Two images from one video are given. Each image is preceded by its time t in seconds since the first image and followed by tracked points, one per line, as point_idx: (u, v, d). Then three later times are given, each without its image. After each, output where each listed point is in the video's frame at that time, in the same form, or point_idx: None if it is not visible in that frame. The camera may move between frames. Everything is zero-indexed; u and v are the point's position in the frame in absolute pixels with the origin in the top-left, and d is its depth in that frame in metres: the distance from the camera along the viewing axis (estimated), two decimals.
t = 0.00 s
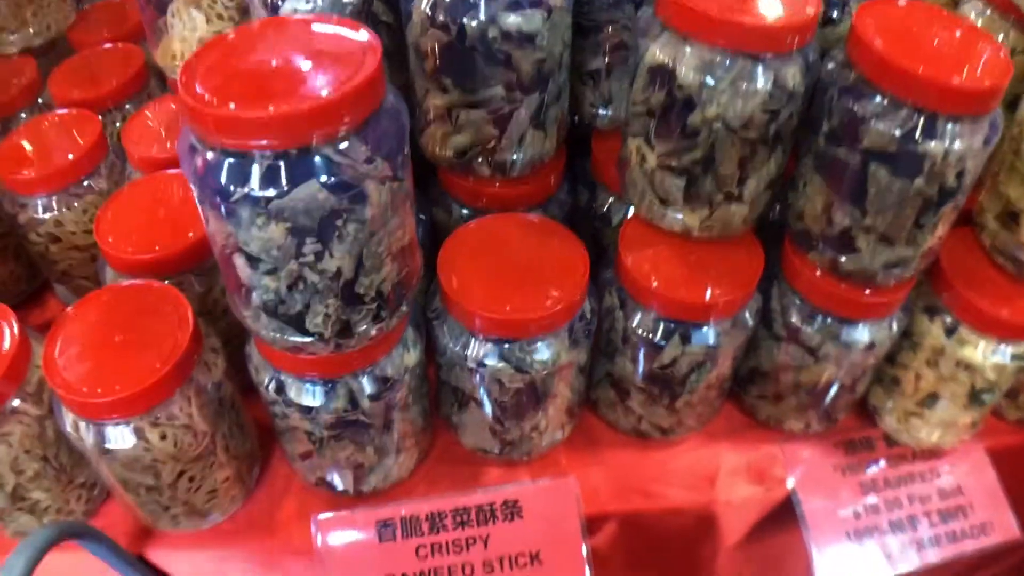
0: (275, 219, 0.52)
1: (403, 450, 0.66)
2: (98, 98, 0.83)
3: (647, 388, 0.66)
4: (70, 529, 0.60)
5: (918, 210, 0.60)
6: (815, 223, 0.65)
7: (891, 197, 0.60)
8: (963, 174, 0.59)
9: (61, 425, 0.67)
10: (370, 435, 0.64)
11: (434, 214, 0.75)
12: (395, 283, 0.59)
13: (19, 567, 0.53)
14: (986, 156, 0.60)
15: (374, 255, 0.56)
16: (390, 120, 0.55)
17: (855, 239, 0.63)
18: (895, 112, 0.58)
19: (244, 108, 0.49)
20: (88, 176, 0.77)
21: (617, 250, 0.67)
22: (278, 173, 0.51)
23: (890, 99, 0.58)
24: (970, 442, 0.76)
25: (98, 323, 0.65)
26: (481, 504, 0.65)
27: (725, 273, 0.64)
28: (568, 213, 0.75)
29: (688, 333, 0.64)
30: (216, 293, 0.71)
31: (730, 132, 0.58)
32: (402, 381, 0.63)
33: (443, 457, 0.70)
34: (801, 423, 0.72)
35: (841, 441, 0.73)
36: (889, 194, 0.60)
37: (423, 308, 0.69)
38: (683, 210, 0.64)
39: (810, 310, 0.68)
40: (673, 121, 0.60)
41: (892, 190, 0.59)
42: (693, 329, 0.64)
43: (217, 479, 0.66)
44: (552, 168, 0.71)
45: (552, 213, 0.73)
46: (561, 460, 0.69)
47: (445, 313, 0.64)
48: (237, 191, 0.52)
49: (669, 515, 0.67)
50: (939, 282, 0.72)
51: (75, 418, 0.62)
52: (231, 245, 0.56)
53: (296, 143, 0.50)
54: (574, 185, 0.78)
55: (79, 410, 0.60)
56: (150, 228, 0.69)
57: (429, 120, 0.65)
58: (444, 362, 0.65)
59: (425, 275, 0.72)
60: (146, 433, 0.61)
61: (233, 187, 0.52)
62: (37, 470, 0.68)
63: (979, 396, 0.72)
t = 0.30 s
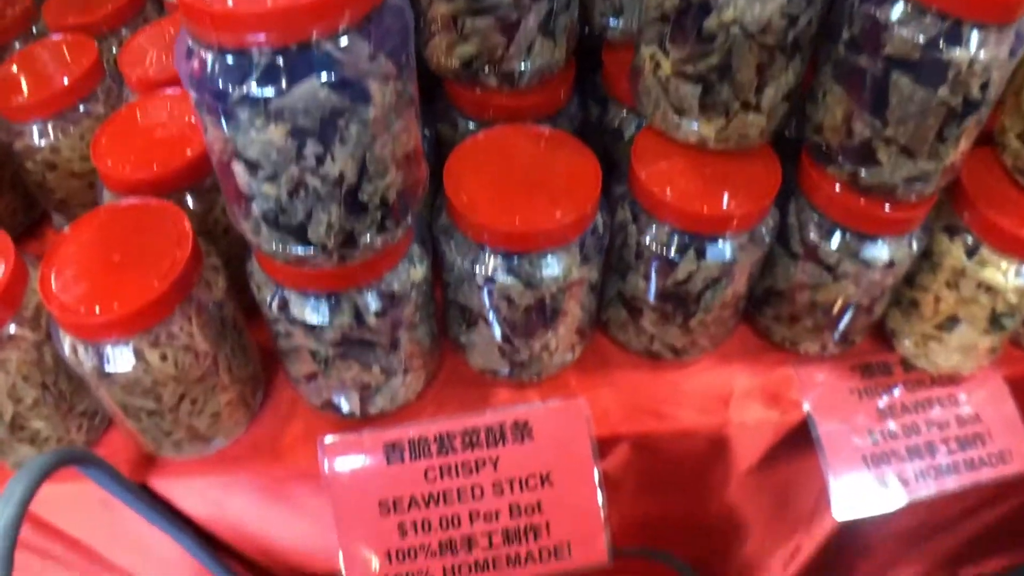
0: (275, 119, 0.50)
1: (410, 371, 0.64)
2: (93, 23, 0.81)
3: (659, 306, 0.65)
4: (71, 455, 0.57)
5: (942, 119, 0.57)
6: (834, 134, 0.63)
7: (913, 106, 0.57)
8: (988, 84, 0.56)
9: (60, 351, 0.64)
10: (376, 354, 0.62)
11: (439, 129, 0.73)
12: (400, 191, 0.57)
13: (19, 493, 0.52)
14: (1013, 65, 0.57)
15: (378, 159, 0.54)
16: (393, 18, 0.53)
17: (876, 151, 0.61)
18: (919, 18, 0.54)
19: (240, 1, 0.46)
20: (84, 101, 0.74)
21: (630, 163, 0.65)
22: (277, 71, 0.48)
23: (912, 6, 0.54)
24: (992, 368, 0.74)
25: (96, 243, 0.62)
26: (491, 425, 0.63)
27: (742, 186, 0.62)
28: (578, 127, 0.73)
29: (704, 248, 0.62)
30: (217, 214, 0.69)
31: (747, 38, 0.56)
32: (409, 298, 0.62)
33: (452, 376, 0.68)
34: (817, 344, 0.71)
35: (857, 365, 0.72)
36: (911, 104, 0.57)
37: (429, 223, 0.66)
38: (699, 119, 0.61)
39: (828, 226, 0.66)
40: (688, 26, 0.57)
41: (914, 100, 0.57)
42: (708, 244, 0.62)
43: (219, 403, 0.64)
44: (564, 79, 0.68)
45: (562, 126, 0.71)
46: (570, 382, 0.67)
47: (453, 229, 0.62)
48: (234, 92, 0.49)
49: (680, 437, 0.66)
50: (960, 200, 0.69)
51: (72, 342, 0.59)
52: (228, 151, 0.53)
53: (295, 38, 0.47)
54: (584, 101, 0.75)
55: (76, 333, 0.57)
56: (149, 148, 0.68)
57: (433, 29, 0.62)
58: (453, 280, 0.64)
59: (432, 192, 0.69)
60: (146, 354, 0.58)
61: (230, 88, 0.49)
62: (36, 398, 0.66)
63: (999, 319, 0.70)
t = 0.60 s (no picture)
0: (272, 52, 0.49)
1: (411, 310, 0.65)
2: None
3: (660, 245, 0.65)
4: (77, 393, 0.57)
5: (944, 56, 0.57)
6: (836, 71, 0.62)
7: (916, 42, 0.56)
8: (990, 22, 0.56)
9: (61, 290, 0.65)
10: (377, 292, 0.62)
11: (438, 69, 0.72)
12: (399, 126, 0.56)
13: (21, 431, 0.52)
14: None
15: (377, 93, 0.53)
16: None
17: (878, 88, 0.60)
18: None
19: None
20: (83, 43, 0.74)
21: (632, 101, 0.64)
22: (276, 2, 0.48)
23: None
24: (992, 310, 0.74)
25: (97, 183, 0.62)
26: (491, 364, 0.63)
27: (744, 123, 0.61)
28: (580, 64, 0.73)
29: (704, 185, 0.62)
30: (217, 154, 0.69)
31: None
32: (408, 235, 0.62)
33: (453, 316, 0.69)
34: (817, 285, 0.71)
35: (858, 306, 0.72)
36: (912, 40, 0.56)
37: (429, 162, 0.66)
38: (700, 56, 0.61)
39: (829, 164, 0.66)
40: None
41: (915, 36, 0.56)
42: (708, 181, 0.62)
43: (221, 342, 0.64)
44: (565, 17, 0.67)
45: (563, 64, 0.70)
46: (571, 321, 0.68)
47: (453, 167, 0.61)
48: (231, 23, 0.48)
49: (682, 374, 0.67)
50: (962, 139, 0.68)
51: (73, 280, 0.59)
52: (227, 86, 0.52)
53: None
54: (585, 41, 0.75)
55: (76, 271, 0.57)
56: (147, 88, 0.67)
57: None
58: (454, 218, 0.64)
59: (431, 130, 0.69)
60: (147, 293, 0.58)
61: (227, 19, 0.49)
62: (38, 338, 0.66)
63: (999, 261, 0.69)
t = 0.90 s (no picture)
0: (274, 15, 0.47)
1: (417, 284, 0.64)
2: None
3: (671, 220, 0.65)
4: (78, 365, 0.55)
5: (961, 32, 0.55)
6: (850, 46, 0.61)
7: (932, 16, 0.55)
8: None
9: (62, 262, 0.64)
10: (382, 265, 0.61)
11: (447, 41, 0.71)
12: (405, 94, 0.54)
13: (19, 404, 0.50)
14: None
15: (382, 59, 0.51)
16: None
17: (893, 64, 0.58)
18: None
19: None
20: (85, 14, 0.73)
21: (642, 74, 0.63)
22: None
23: None
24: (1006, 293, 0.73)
25: (98, 153, 0.61)
26: (498, 340, 0.63)
27: (757, 96, 0.60)
28: (591, 36, 0.72)
29: (717, 159, 0.61)
30: (220, 125, 0.68)
31: None
32: (415, 207, 0.60)
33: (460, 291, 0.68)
34: (829, 264, 0.70)
35: (871, 286, 0.71)
36: (929, 13, 0.55)
37: (436, 133, 0.65)
38: (712, 29, 0.60)
39: (843, 141, 0.65)
40: None
41: (932, 10, 0.55)
42: (721, 155, 0.61)
43: (225, 315, 0.63)
44: None
45: (573, 36, 0.69)
46: (579, 297, 0.67)
47: (460, 138, 0.60)
48: None
49: (692, 352, 0.66)
50: (977, 119, 0.66)
51: (74, 252, 0.58)
52: (228, 52, 0.51)
53: None
54: (595, 12, 0.74)
55: (77, 242, 0.56)
56: (148, 58, 0.66)
57: None
58: (461, 189, 0.63)
59: (437, 102, 0.68)
60: (148, 264, 0.57)
61: None
62: (39, 311, 0.65)
63: (1014, 243, 0.68)
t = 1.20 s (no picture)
0: None
1: (438, 269, 0.63)
2: None
3: (694, 208, 0.64)
4: (96, 346, 0.55)
5: (990, 23, 0.55)
6: (878, 36, 0.59)
7: (962, 7, 0.54)
8: None
9: (80, 242, 0.63)
10: (403, 250, 0.61)
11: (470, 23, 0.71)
12: (430, 76, 0.53)
13: (36, 387, 0.50)
14: None
15: (408, 40, 0.49)
16: None
17: (921, 54, 0.57)
18: None
19: None
20: None
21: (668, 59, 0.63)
22: None
23: None
24: None
25: (117, 132, 0.60)
26: (518, 326, 0.62)
27: (785, 84, 0.59)
28: (615, 21, 0.71)
29: (742, 147, 0.60)
30: (241, 106, 0.68)
31: None
32: (437, 191, 0.59)
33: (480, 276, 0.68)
34: (851, 255, 0.69)
35: (891, 277, 0.70)
36: (959, 4, 0.54)
37: (459, 117, 0.65)
38: (739, 15, 0.59)
39: (868, 130, 0.64)
40: None
41: None
42: (746, 142, 0.60)
43: (244, 297, 0.63)
44: None
45: (597, 20, 0.69)
46: (600, 284, 0.67)
47: (484, 122, 0.60)
48: None
49: (711, 341, 0.66)
50: (1003, 111, 0.65)
51: (92, 231, 0.57)
52: (252, 31, 0.50)
53: None
54: None
55: (96, 222, 0.55)
56: (166, 36, 0.65)
57: None
58: (484, 173, 0.62)
59: (460, 85, 0.67)
60: (168, 245, 0.56)
61: None
62: (55, 290, 0.65)
63: None
